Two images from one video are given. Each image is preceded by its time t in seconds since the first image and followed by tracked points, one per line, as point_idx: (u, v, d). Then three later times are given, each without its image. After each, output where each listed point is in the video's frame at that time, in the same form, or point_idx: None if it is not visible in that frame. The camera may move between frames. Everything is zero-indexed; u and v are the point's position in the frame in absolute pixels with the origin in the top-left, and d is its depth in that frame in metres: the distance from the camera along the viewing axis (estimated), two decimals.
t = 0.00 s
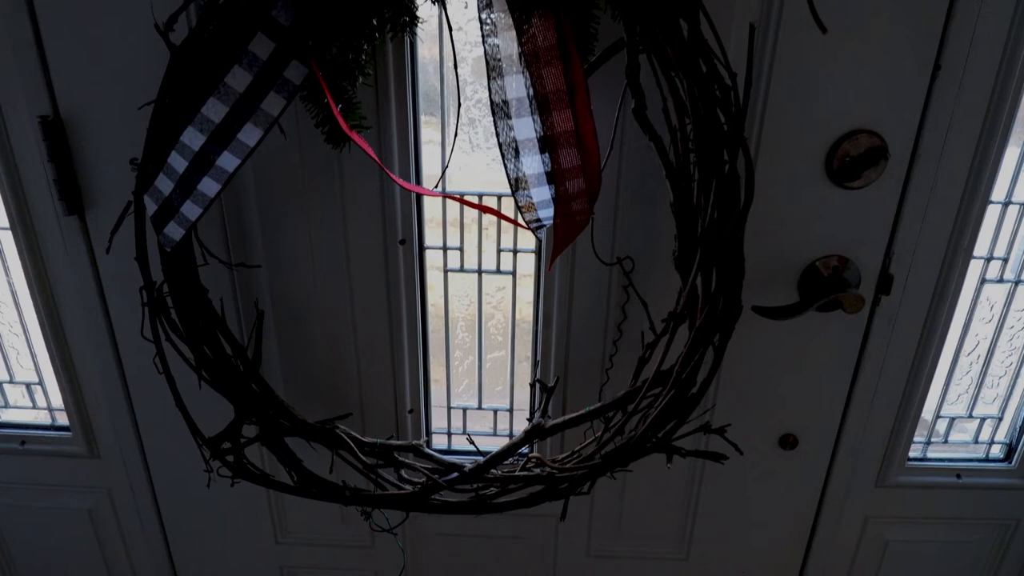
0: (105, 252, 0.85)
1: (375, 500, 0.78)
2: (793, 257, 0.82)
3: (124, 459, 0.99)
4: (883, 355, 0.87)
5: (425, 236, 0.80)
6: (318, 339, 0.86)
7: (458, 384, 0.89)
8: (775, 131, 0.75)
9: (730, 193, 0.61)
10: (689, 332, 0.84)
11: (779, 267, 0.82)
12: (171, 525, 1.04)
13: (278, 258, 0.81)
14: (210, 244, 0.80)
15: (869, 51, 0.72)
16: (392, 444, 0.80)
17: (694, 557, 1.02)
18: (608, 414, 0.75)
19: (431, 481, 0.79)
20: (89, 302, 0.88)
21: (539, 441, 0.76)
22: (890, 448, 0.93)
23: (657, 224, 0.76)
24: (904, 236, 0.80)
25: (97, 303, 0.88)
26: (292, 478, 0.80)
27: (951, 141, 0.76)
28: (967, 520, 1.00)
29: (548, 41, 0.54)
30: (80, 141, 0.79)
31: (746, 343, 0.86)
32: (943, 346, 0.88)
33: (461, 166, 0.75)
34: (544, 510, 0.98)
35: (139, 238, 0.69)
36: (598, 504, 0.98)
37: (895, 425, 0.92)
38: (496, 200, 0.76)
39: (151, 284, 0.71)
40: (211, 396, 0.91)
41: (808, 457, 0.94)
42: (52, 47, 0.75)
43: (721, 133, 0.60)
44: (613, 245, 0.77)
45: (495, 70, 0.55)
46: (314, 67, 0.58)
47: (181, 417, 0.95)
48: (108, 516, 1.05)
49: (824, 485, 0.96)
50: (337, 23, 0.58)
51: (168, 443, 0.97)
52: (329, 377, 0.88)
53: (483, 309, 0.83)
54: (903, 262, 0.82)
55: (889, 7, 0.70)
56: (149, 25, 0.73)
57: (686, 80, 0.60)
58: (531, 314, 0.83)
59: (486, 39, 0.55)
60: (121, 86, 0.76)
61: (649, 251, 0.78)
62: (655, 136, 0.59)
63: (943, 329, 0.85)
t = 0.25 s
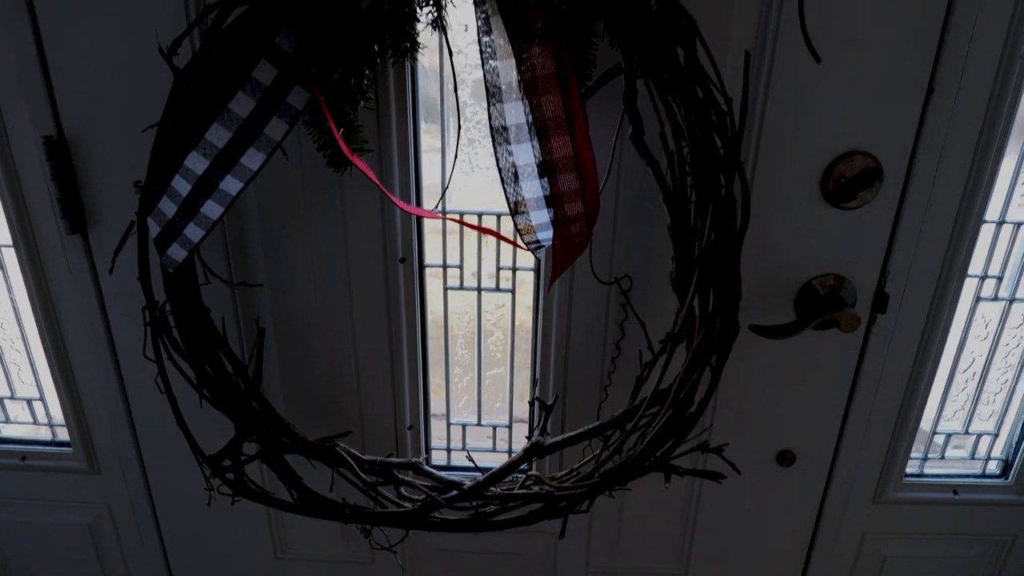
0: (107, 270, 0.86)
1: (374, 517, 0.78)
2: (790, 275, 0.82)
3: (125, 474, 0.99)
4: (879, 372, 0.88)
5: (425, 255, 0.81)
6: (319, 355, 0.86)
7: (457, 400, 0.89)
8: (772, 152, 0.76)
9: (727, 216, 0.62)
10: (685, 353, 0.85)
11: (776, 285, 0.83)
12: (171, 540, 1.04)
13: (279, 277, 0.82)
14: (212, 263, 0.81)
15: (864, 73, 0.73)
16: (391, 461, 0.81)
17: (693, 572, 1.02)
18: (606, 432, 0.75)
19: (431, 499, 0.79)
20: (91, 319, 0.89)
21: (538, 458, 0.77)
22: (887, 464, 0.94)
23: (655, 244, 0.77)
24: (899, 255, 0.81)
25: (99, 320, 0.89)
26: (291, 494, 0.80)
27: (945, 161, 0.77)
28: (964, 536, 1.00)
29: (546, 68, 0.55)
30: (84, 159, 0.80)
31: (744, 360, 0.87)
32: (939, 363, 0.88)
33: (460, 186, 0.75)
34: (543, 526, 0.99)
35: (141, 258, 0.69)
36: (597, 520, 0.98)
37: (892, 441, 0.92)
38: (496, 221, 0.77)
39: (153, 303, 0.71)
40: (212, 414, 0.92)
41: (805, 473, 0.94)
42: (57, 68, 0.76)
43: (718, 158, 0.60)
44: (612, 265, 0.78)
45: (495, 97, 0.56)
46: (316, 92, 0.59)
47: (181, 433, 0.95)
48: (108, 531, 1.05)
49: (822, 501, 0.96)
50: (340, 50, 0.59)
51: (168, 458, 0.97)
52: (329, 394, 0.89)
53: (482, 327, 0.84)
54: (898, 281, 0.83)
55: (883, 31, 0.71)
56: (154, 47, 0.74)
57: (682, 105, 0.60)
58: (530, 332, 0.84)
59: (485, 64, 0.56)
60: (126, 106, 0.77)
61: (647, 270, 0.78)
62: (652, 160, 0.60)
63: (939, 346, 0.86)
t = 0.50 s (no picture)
0: (110, 293, 0.86)
1: (374, 540, 0.78)
2: (784, 299, 0.83)
3: (124, 495, 1.00)
4: (874, 393, 0.88)
5: (424, 279, 0.82)
6: (318, 377, 0.87)
7: (455, 422, 0.90)
8: (766, 178, 0.78)
9: (721, 245, 0.63)
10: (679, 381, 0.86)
11: (772, 309, 0.84)
12: (169, 561, 1.04)
13: (280, 301, 0.83)
14: (213, 288, 0.81)
15: (855, 102, 0.74)
16: (390, 484, 0.81)
17: None
18: (603, 456, 0.76)
19: (429, 522, 0.79)
20: (92, 341, 0.89)
21: (535, 482, 0.77)
22: (882, 484, 0.94)
23: (651, 269, 0.78)
24: (891, 279, 0.83)
25: (101, 342, 0.89)
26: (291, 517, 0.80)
27: (935, 188, 0.79)
28: (960, 555, 1.00)
29: (543, 104, 0.56)
30: (88, 184, 0.81)
31: (739, 383, 0.88)
32: (933, 384, 0.89)
33: (459, 212, 0.76)
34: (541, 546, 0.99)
35: (145, 285, 0.69)
36: (595, 541, 0.98)
37: (887, 462, 0.93)
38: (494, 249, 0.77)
39: (156, 329, 0.72)
40: (212, 437, 0.93)
41: (802, 493, 0.95)
42: (64, 95, 0.77)
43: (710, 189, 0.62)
44: (608, 290, 0.79)
45: (494, 131, 0.57)
46: (318, 125, 0.60)
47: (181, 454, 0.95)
48: (106, 551, 1.05)
49: (818, 522, 0.97)
50: (341, 84, 0.60)
51: (168, 479, 0.98)
52: (328, 415, 0.89)
53: (480, 349, 0.85)
54: (891, 305, 0.84)
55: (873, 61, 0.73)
56: (159, 76, 0.75)
57: (676, 137, 0.62)
58: (528, 355, 0.85)
59: (486, 97, 0.57)
60: (130, 132, 0.78)
61: (643, 295, 0.79)
62: (647, 192, 0.61)
63: (932, 368, 0.87)
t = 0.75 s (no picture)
0: (110, 310, 0.87)
1: (372, 556, 0.79)
2: (777, 316, 0.85)
3: (122, 510, 1.00)
4: (866, 409, 0.90)
5: (422, 297, 0.83)
6: (316, 393, 0.88)
7: (452, 437, 0.91)
8: (758, 198, 0.79)
9: (714, 268, 0.65)
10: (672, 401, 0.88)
11: (765, 326, 0.85)
12: None
13: (279, 319, 0.84)
14: (213, 307, 0.82)
15: (844, 124, 0.76)
16: (388, 500, 0.81)
17: None
18: (599, 473, 0.76)
19: (426, 538, 0.79)
20: (92, 358, 0.90)
21: (532, 499, 0.78)
22: (875, 499, 0.95)
23: (646, 288, 0.79)
24: (882, 297, 0.84)
25: (101, 359, 0.90)
26: (289, 533, 0.80)
27: (924, 208, 0.80)
28: (952, 569, 1.01)
29: (538, 132, 0.58)
30: (90, 202, 0.82)
31: (733, 399, 0.89)
32: (924, 400, 0.90)
33: (456, 232, 0.77)
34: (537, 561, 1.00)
35: (146, 305, 0.70)
36: (590, 555, 0.99)
37: (880, 477, 0.94)
38: (492, 271, 0.78)
39: (156, 347, 0.73)
40: (212, 454, 0.93)
41: (796, 508, 0.96)
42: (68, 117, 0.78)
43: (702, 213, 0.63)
44: (603, 308, 0.80)
45: (490, 158, 0.59)
46: (318, 150, 0.61)
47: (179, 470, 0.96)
48: (104, 566, 1.05)
49: (812, 536, 0.98)
50: (341, 111, 0.61)
51: (166, 495, 0.98)
52: (326, 431, 0.90)
53: (477, 366, 0.86)
54: (881, 322, 0.85)
55: (861, 85, 0.75)
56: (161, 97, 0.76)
57: (668, 162, 0.63)
58: (524, 373, 0.86)
59: (482, 125, 0.58)
60: (132, 151, 0.79)
61: (638, 313, 0.81)
62: (641, 216, 0.63)
63: (923, 384, 0.88)
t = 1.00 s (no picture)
0: (111, 324, 0.88)
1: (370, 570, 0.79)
2: (771, 331, 0.85)
3: (121, 522, 1.00)
4: (860, 422, 0.90)
5: (419, 311, 0.84)
6: (315, 406, 0.89)
7: (450, 450, 0.91)
8: (751, 215, 0.80)
9: (707, 285, 0.66)
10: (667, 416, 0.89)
11: (758, 341, 0.86)
12: None
13: (277, 333, 0.85)
14: (214, 321, 0.83)
15: (835, 141, 0.77)
16: (386, 513, 0.82)
17: None
18: (595, 487, 0.77)
19: (424, 551, 0.80)
20: (93, 371, 0.91)
21: (528, 512, 0.78)
22: (869, 511, 0.96)
23: (642, 303, 0.80)
24: (875, 311, 0.85)
25: (101, 373, 0.91)
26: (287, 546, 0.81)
27: (914, 224, 0.81)
28: None
29: (534, 155, 0.59)
30: (92, 216, 0.83)
31: (727, 413, 0.90)
32: (917, 413, 0.91)
33: (454, 247, 0.78)
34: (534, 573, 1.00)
35: (147, 321, 0.71)
36: (587, 567, 0.99)
37: (874, 489, 0.94)
38: (489, 284, 0.80)
39: (157, 363, 0.73)
40: (211, 467, 0.94)
41: (791, 521, 0.96)
42: (71, 134, 0.80)
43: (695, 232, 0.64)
44: (599, 323, 0.81)
45: (487, 179, 0.60)
46: (318, 170, 0.62)
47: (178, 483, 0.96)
48: None
49: (807, 549, 0.98)
50: (340, 132, 0.62)
51: (165, 507, 0.99)
52: (324, 444, 0.91)
53: (474, 379, 0.86)
54: (874, 337, 0.86)
55: (852, 102, 0.76)
56: (164, 114, 0.78)
57: (662, 181, 0.64)
58: (521, 387, 0.87)
59: (480, 146, 0.60)
60: (135, 167, 0.80)
61: (634, 328, 0.81)
62: (635, 234, 0.64)
63: (916, 398, 0.89)
